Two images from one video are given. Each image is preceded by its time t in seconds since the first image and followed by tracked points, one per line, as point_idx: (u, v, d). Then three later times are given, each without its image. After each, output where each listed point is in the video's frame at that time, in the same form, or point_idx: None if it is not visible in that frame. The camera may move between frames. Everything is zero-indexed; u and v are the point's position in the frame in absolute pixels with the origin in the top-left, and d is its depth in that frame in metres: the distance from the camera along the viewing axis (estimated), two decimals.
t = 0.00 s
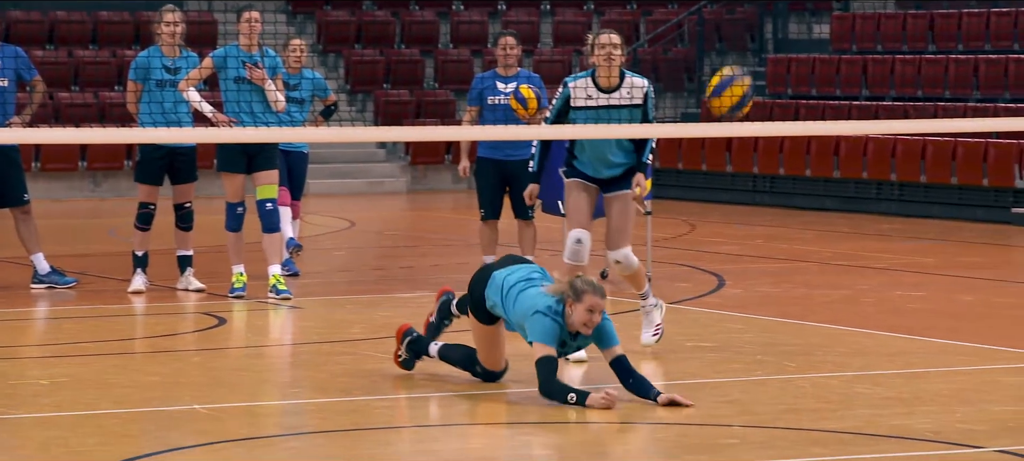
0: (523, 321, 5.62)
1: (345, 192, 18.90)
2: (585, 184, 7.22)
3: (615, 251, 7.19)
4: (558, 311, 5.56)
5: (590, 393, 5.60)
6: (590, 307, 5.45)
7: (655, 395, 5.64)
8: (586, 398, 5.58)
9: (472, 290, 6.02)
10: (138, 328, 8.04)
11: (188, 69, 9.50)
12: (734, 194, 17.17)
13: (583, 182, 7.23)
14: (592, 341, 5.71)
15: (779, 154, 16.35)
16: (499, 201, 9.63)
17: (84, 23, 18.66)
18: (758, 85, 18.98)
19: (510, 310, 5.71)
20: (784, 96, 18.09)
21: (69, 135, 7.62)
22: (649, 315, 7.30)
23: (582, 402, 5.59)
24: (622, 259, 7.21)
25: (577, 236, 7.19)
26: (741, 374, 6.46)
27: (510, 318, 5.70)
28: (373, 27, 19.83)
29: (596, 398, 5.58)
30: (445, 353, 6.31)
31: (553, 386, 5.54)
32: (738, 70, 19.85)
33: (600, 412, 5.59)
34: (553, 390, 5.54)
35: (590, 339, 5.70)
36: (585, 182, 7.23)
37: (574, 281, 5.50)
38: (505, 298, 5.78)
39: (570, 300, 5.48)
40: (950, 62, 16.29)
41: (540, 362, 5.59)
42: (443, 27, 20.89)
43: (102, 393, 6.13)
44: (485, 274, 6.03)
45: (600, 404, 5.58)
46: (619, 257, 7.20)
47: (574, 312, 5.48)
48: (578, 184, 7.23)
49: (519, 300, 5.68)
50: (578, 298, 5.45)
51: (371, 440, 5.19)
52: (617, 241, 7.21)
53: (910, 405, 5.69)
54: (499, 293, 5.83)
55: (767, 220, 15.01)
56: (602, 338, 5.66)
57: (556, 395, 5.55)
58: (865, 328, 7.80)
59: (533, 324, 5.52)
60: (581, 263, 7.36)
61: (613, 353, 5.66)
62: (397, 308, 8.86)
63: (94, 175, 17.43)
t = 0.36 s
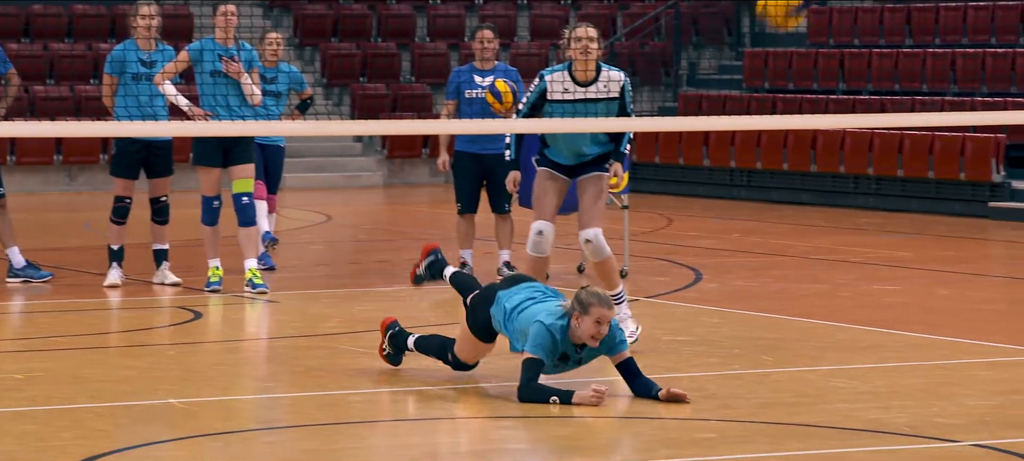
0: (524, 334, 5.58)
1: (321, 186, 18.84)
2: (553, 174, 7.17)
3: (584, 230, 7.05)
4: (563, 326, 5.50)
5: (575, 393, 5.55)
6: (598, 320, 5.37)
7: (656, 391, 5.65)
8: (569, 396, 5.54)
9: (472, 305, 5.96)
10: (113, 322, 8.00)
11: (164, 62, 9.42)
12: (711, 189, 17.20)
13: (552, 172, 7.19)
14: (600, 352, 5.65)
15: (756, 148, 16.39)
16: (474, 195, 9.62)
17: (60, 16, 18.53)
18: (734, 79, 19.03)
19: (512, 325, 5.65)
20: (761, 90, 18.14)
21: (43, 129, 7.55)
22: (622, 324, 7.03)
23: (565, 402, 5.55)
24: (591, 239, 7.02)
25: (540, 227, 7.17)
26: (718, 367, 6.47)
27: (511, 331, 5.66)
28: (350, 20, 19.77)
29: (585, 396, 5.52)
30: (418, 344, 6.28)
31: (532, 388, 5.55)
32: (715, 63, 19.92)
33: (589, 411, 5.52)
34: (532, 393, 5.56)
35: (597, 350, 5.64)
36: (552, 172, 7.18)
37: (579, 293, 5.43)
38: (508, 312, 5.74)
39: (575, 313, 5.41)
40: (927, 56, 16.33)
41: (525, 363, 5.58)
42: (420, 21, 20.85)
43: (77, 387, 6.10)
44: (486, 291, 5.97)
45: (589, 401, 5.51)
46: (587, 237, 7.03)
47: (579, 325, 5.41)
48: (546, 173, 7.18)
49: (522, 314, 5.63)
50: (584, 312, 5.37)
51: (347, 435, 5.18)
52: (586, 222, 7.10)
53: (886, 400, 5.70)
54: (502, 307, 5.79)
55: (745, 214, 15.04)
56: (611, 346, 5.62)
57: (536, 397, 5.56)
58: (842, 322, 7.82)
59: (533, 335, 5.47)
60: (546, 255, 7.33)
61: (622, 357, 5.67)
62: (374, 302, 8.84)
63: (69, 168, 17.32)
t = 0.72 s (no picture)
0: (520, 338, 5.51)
1: (297, 180, 18.78)
2: (522, 172, 7.11)
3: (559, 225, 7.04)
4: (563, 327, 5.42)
5: (560, 390, 5.48)
6: (599, 318, 5.29)
7: (664, 388, 5.63)
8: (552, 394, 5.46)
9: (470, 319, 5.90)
10: (88, 317, 7.94)
11: (139, 57, 9.39)
12: (687, 183, 17.23)
13: (519, 171, 7.13)
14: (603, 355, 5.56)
15: (733, 142, 16.43)
16: (451, 188, 9.57)
17: (33, 9, 18.39)
18: (710, 73, 19.06)
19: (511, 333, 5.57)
20: (738, 84, 18.19)
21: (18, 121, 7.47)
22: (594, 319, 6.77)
23: (550, 400, 5.46)
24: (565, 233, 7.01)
25: (501, 229, 7.08)
26: (695, 362, 6.48)
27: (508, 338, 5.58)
28: (326, 15, 19.72)
29: (572, 394, 5.46)
30: (410, 345, 6.20)
31: (513, 387, 5.46)
32: (691, 57, 19.97)
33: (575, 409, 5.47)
34: (515, 391, 5.46)
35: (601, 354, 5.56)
36: (520, 170, 7.13)
37: (576, 294, 5.35)
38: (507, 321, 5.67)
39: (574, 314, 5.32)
40: (903, 50, 16.40)
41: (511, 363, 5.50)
42: (396, 14, 20.81)
43: (51, 382, 6.05)
44: (486, 307, 5.92)
45: (574, 399, 5.46)
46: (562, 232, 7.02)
47: (579, 326, 5.32)
48: (516, 172, 7.13)
49: (520, 322, 5.56)
50: (582, 312, 5.28)
51: (323, 429, 5.16)
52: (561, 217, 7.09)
53: (862, 394, 5.72)
54: (502, 317, 5.72)
55: (721, 208, 15.06)
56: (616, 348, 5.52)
57: (517, 395, 5.45)
58: (818, 316, 7.84)
59: (529, 337, 5.41)
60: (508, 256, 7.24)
61: (629, 360, 5.58)
62: (351, 296, 8.81)
63: (44, 162, 17.21)
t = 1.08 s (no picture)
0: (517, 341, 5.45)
1: (273, 174, 18.73)
2: (494, 182, 7.06)
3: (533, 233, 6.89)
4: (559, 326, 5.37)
5: (551, 389, 5.38)
6: (598, 308, 5.24)
7: (671, 385, 5.58)
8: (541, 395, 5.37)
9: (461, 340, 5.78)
10: (62, 311, 7.89)
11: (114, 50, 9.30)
12: (663, 176, 17.27)
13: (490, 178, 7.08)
14: (603, 355, 5.50)
15: (709, 136, 16.44)
16: (425, 181, 9.56)
17: (6, 3, 18.27)
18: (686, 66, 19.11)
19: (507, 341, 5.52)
20: (714, 78, 18.23)
21: None
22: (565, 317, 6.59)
23: (540, 398, 5.38)
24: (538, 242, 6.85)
25: (458, 236, 7.06)
26: (670, 356, 6.48)
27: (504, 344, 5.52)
28: (300, 8, 19.71)
29: (561, 392, 5.35)
30: (404, 350, 6.07)
31: (506, 386, 5.41)
32: (667, 51, 20.04)
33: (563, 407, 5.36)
34: (509, 389, 5.41)
35: (601, 354, 5.49)
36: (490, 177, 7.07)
37: (573, 290, 5.31)
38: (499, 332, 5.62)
39: (571, 311, 5.27)
40: (879, 44, 16.45)
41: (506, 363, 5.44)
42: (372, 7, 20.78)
43: (25, 377, 6.01)
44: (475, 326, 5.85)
45: (564, 398, 5.34)
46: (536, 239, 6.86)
47: (577, 322, 5.27)
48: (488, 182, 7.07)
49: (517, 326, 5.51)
50: (580, 307, 5.23)
51: (297, 423, 5.14)
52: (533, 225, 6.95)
53: (838, 388, 5.74)
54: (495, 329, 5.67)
55: (697, 202, 15.09)
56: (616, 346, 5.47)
57: (511, 394, 5.41)
58: (794, 310, 7.86)
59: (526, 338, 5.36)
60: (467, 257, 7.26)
61: (630, 360, 5.54)
62: (327, 290, 8.79)
63: (18, 156, 17.10)
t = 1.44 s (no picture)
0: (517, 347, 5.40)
1: (249, 167, 18.66)
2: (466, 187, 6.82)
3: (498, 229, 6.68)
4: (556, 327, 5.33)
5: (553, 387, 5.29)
6: (593, 302, 5.21)
7: (678, 382, 5.51)
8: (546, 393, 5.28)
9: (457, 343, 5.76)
10: (36, 305, 7.84)
11: (88, 43, 9.28)
12: (640, 169, 17.30)
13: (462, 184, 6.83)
14: (604, 353, 5.44)
15: (685, 129, 16.44)
16: (401, 175, 9.54)
17: None
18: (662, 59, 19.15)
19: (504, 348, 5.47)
20: (690, 71, 18.28)
21: None
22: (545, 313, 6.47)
23: (543, 397, 5.29)
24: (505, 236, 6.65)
25: (421, 237, 6.79)
26: (648, 349, 6.50)
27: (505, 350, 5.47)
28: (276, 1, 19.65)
29: (563, 391, 5.25)
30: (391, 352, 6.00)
31: (509, 383, 5.31)
32: (643, 44, 20.08)
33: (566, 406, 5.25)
34: (509, 392, 5.33)
35: (603, 352, 5.43)
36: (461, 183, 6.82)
37: (565, 288, 5.28)
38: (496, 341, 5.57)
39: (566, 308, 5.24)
40: (856, 37, 16.49)
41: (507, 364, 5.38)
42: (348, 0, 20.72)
43: None
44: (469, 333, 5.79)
45: (566, 397, 5.24)
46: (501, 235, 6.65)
47: (573, 319, 5.22)
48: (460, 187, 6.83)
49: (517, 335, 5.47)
50: (574, 303, 5.20)
51: (273, 417, 5.12)
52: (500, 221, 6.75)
53: (814, 381, 5.75)
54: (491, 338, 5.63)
55: (674, 195, 15.12)
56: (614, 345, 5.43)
57: (514, 393, 5.31)
58: (770, 303, 7.89)
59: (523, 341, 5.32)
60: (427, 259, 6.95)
61: (629, 358, 5.50)
62: (303, 283, 8.76)
63: None
